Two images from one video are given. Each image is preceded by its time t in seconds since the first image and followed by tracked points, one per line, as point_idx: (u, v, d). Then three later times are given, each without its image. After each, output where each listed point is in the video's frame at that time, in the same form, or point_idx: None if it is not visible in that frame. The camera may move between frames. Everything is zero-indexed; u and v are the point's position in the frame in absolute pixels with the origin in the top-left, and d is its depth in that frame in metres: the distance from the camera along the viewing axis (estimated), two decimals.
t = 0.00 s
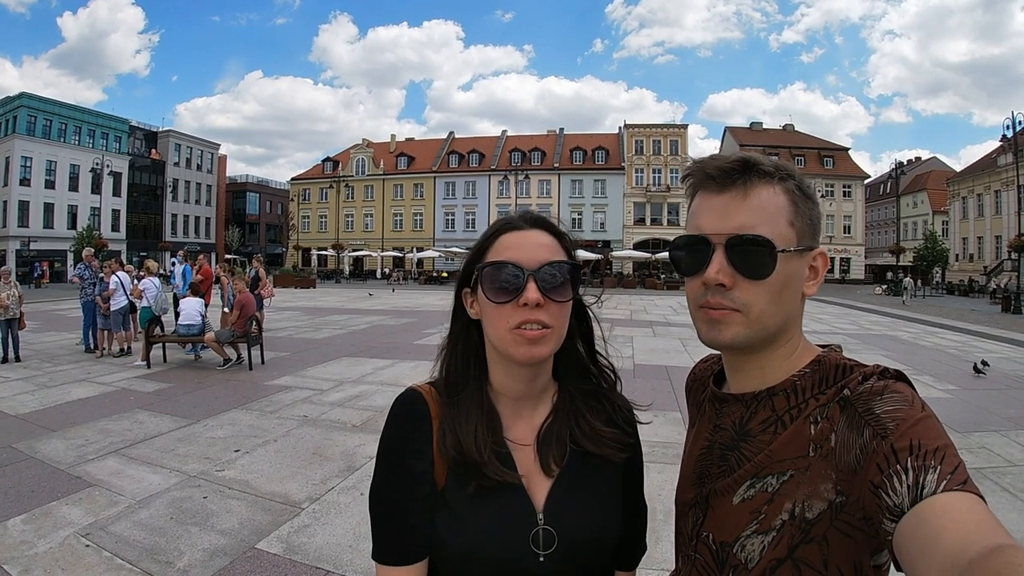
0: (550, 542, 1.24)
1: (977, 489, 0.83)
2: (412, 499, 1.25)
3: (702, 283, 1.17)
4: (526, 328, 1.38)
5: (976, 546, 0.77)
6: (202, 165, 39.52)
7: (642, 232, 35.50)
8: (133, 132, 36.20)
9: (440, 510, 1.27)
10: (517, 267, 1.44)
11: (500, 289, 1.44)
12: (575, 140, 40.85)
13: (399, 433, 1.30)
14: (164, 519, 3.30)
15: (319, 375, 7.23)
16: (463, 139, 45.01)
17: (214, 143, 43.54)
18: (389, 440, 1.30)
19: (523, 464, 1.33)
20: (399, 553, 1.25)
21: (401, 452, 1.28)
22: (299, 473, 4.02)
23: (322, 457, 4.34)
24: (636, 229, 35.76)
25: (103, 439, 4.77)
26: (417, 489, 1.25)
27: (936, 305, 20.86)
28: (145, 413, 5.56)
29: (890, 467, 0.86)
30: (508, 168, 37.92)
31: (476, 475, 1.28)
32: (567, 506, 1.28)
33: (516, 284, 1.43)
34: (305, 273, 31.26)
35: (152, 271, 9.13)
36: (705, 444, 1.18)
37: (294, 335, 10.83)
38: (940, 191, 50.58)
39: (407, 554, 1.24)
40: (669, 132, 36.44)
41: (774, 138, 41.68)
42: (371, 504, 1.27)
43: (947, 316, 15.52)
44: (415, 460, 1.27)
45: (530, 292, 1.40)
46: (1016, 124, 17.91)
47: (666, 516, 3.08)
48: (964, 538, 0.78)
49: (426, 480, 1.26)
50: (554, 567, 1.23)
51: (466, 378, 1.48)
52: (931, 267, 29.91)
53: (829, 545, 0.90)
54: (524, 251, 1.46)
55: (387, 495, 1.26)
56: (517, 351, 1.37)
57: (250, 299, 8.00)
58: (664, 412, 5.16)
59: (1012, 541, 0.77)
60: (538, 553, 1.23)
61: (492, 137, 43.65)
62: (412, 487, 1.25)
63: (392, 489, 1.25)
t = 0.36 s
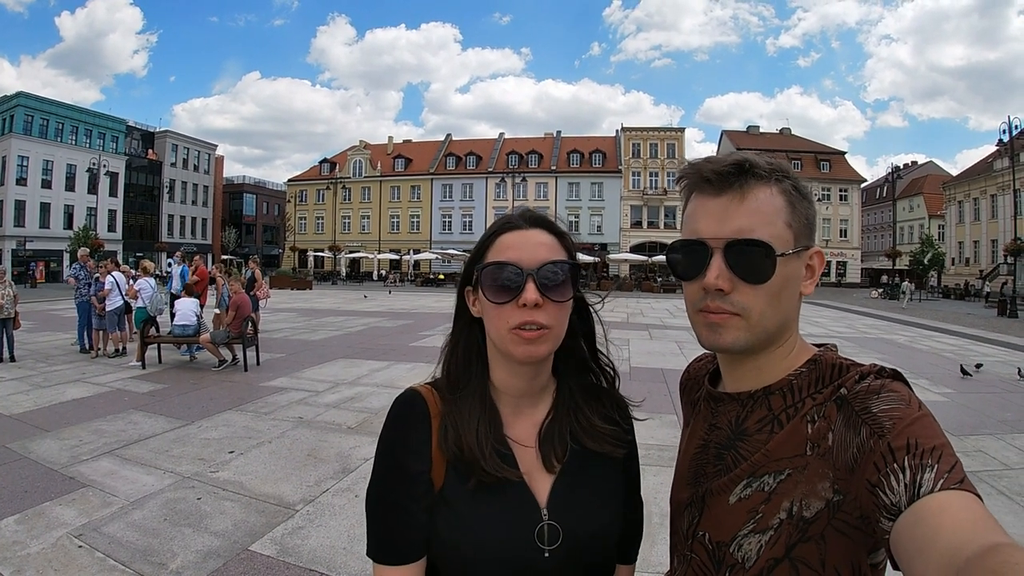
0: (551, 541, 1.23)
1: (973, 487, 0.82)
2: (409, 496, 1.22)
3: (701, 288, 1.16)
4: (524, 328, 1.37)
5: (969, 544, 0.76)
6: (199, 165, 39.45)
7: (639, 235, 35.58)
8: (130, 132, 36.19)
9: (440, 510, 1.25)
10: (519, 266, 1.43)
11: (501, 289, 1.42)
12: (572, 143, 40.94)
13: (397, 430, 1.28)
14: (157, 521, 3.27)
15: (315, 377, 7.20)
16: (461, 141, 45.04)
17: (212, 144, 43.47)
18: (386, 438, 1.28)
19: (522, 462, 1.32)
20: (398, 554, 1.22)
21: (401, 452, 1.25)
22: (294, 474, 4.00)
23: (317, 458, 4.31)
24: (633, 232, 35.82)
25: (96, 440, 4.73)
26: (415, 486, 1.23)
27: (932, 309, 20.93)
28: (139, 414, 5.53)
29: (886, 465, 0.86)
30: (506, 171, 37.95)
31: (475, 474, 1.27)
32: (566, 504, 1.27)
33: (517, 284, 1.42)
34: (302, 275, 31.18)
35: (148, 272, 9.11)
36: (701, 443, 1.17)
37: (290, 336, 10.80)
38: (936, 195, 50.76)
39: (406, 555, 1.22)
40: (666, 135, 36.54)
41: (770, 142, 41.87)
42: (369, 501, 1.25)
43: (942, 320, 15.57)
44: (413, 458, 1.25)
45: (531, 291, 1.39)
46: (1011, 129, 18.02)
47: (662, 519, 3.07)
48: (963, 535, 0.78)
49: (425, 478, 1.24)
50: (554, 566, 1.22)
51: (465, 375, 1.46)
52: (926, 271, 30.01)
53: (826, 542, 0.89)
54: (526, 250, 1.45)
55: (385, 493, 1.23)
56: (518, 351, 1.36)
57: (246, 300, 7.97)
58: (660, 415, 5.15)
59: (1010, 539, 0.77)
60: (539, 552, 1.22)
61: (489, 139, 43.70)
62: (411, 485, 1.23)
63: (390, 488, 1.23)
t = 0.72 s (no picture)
0: (555, 536, 1.22)
1: (971, 490, 0.82)
2: (415, 491, 1.22)
3: (703, 290, 1.14)
4: (529, 325, 1.37)
5: (970, 546, 0.76)
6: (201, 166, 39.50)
7: (640, 237, 35.59)
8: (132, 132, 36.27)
9: (444, 508, 1.24)
10: (523, 265, 1.42)
11: (505, 287, 1.42)
12: (573, 145, 40.97)
13: (407, 424, 1.28)
14: (156, 521, 3.26)
15: (315, 377, 7.20)
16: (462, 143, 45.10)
17: (213, 144, 43.51)
18: (398, 431, 1.28)
19: (529, 458, 1.31)
20: (404, 550, 1.21)
21: (410, 448, 1.26)
22: (293, 475, 3.99)
23: (316, 459, 4.30)
24: (633, 234, 35.83)
25: (96, 439, 4.73)
26: (424, 480, 1.23)
27: (933, 312, 20.91)
28: (139, 413, 5.52)
29: (886, 467, 0.85)
30: (507, 172, 37.98)
31: (480, 471, 1.26)
32: (571, 503, 1.26)
33: (522, 281, 1.41)
34: (302, 275, 31.17)
35: (149, 271, 9.11)
36: (698, 446, 1.16)
37: (290, 337, 10.81)
38: (937, 199, 50.80)
39: (413, 547, 1.22)
40: (667, 137, 36.56)
41: (771, 144, 41.90)
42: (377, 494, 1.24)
43: (943, 324, 15.56)
44: (419, 452, 1.25)
45: (535, 289, 1.39)
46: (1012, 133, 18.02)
47: (661, 523, 3.05)
48: (960, 538, 0.77)
49: (433, 472, 1.24)
50: (557, 564, 1.21)
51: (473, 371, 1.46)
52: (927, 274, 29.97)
53: (824, 544, 0.88)
54: (530, 248, 1.44)
55: (392, 488, 1.23)
56: (523, 348, 1.35)
57: (247, 300, 7.97)
58: (661, 418, 5.14)
59: (1007, 540, 0.77)
60: (542, 547, 1.21)
61: (491, 141, 43.73)
62: (418, 480, 1.23)
63: (398, 482, 1.23)
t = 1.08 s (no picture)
0: (561, 530, 1.23)
1: (971, 490, 0.82)
2: (421, 487, 1.24)
3: (710, 290, 1.14)
4: (540, 320, 1.36)
5: (970, 549, 0.76)
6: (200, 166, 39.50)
7: (640, 237, 35.60)
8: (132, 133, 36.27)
9: (457, 502, 1.27)
10: (534, 264, 1.42)
11: (514, 284, 1.42)
12: (573, 144, 40.96)
13: (419, 419, 1.31)
14: (157, 522, 3.26)
15: (315, 378, 7.20)
16: (462, 143, 45.09)
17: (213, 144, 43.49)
18: (410, 427, 1.30)
19: (537, 455, 1.31)
20: (413, 544, 1.23)
21: (419, 444, 1.28)
22: (294, 475, 3.99)
23: (316, 460, 4.31)
24: (633, 234, 35.83)
25: (96, 439, 4.73)
26: (433, 474, 1.26)
27: (932, 312, 20.92)
28: (140, 414, 5.53)
29: (887, 468, 0.85)
30: (506, 172, 37.98)
31: (490, 465, 1.27)
32: (578, 501, 1.25)
33: (530, 279, 1.41)
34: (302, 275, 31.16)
35: (149, 271, 9.11)
36: (700, 447, 1.16)
37: (290, 337, 10.82)
38: (936, 198, 50.79)
39: (422, 540, 1.24)
40: (667, 137, 36.53)
41: (771, 144, 41.89)
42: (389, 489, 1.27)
43: (943, 323, 15.56)
44: (426, 450, 1.27)
45: (544, 287, 1.39)
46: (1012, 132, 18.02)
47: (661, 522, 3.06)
48: (959, 542, 0.78)
49: (443, 465, 1.26)
50: (562, 560, 1.21)
51: (481, 368, 1.47)
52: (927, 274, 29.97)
53: (826, 546, 0.88)
54: (540, 246, 1.45)
55: (400, 482, 1.26)
56: (535, 343, 1.36)
57: (246, 300, 7.96)
58: (662, 418, 5.14)
59: (1010, 541, 0.77)
60: (548, 541, 1.21)
61: (490, 140, 43.71)
62: (427, 474, 1.25)
63: (408, 478, 1.25)
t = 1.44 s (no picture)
0: (562, 534, 1.22)
1: (975, 492, 0.81)
2: (426, 484, 1.24)
3: (715, 289, 1.13)
4: (549, 320, 1.35)
5: (969, 550, 0.76)
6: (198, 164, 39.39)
7: (638, 236, 35.62)
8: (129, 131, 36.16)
9: (460, 500, 1.27)
10: (543, 261, 1.41)
11: (524, 283, 1.41)
12: (571, 143, 40.94)
13: (425, 416, 1.32)
14: (155, 522, 3.25)
15: (314, 377, 7.18)
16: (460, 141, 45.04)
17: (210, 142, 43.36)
18: (416, 424, 1.32)
19: (541, 455, 1.31)
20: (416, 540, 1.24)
21: (424, 442, 1.29)
22: (292, 475, 3.98)
23: (314, 459, 4.29)
24: (632, 233, 35.84)
25: (93, 439, 4.72)
26: (435, 474, 1.25)
27: (930, 311, 20.99)
28: (137, 413, 5.51)
29: (889, 470, 0.85)
30: (505, 170, 37.95)
31: (493, 466, 1.27)
32: (580, 502, 1.25)
33: (541, 277, 1.39)
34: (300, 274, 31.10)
35: (147, 270, 9.07)
36: (701, 447, 1.16)
37: (288, 335, 10.79)
38: (934, 197, 50.94)
39: (425, 537, 1.25)
40: (665, 135, 36.53)
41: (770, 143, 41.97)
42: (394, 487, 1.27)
43: (940, 322, 15.62)
44: (431, 447, 1.27)
45: (556, 285, 1.37)
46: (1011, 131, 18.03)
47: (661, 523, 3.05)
48: (963, 544, 0.77)
49: (447, 464, 1.27)
50: (562, 561, 1.20)
51: (487, 366, 1.47)
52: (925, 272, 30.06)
53: (828, 547, 0.88)
54: (552, 244, 1.43)
55: (405, 479, 1.27)
56: (544, 342, 1.34)
57: (244, 300, 7.94)
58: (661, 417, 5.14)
59: (1009, 544, 0.76)
60: (548, 544, 1.21)
61: (488, 139, 43.66)
62: (431, 472, 1.26)
63: (413, 476, 1.26)
